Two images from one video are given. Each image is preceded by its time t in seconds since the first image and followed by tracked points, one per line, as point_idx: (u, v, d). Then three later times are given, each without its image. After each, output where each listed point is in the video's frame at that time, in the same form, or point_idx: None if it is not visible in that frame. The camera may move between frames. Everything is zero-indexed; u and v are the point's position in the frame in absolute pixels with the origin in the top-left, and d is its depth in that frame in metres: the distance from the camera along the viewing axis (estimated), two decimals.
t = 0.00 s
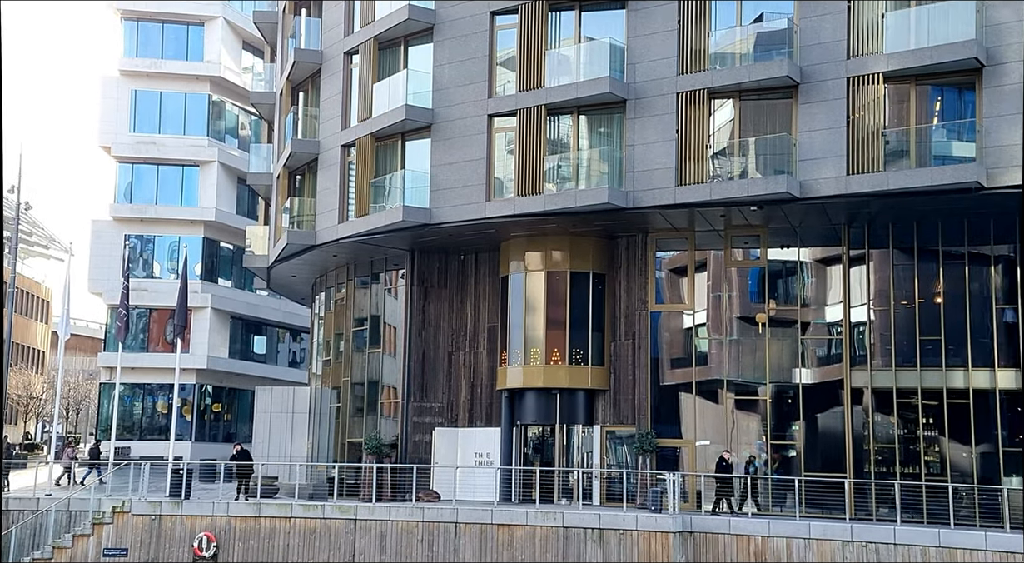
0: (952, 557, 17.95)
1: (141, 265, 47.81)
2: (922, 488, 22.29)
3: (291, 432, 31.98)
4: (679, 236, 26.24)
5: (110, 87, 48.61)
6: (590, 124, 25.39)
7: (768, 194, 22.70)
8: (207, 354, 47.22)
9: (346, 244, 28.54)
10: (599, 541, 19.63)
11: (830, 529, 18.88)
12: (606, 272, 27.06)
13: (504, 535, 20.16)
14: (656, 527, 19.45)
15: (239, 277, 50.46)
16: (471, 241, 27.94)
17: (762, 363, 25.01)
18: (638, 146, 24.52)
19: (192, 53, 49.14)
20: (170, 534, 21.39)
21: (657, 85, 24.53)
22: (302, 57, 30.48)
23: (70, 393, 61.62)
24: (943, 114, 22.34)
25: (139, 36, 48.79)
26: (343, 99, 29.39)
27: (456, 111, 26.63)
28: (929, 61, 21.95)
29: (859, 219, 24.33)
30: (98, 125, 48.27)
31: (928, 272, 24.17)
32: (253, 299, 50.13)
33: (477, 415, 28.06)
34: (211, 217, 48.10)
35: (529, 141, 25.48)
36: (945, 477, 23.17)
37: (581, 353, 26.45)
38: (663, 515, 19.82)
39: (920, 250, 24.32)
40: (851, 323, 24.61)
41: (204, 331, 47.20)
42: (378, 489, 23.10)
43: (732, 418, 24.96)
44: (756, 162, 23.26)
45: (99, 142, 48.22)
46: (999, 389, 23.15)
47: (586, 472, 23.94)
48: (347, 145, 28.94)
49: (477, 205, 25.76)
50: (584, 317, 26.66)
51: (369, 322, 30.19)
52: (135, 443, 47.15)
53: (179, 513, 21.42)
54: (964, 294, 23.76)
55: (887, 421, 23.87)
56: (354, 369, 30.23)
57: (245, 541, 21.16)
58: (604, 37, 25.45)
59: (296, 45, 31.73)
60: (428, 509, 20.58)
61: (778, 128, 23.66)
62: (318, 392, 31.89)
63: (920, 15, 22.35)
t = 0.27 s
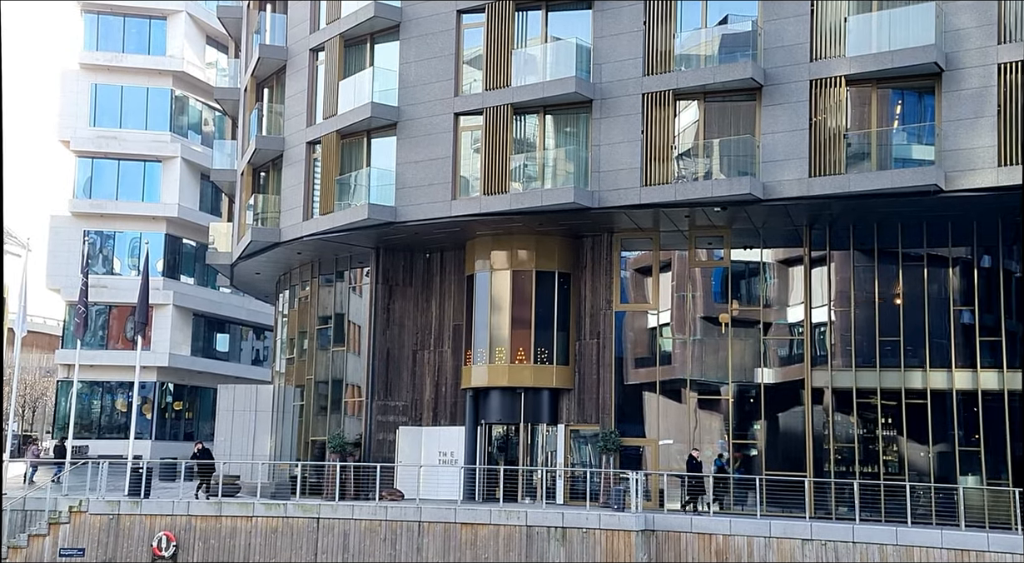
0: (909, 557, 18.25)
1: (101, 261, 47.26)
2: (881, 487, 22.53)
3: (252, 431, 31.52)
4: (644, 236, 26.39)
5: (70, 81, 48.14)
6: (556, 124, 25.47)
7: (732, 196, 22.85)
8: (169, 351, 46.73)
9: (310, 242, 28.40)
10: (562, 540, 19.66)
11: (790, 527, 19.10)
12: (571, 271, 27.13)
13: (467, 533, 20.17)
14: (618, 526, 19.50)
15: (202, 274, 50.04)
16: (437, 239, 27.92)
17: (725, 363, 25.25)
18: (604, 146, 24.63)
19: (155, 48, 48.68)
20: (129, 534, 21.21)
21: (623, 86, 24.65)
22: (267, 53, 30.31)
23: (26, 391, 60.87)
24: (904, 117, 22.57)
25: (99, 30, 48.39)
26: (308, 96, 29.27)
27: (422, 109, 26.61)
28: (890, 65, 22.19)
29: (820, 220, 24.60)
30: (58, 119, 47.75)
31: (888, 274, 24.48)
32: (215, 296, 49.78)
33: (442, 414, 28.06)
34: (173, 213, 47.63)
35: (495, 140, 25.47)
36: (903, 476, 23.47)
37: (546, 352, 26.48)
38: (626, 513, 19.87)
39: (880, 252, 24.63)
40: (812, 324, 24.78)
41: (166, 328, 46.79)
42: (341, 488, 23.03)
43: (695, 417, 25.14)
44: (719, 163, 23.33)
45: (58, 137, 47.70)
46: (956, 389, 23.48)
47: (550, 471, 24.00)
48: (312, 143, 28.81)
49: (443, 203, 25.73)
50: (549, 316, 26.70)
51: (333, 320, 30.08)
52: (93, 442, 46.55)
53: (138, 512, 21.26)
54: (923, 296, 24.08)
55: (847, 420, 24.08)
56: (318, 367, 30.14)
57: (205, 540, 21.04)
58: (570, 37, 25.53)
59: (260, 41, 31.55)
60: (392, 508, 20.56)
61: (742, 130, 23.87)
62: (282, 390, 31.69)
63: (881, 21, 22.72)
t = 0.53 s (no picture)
0: (878, 555, 18.39)
1: (70, 258, 46.87)
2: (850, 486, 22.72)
3: (224, 428, 31.34)
4: (618, 236, 26.49)
5: (39, 75, 47.51)
6: (531, 123, 25.49)
7: (705, 196, 22.95)
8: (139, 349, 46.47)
9: (282, 240, 28.26)
10: (535, 539, 19.67)
11: (761, 526, 19.21)
12: (545, 270, 27.18)
13: (439, 532, 20.15)
14: (591, 525, 19.50)
15: (174, 271, 49.72)
16: (411, 238, 27.88)
17: (698, 362, 25.34)
18: (579, 146, 24.68)
19: (126, 43, 48.35)
20: (97, 533, 21.04)
21: (598, 86, 24.71)
22: (241, 49, 30.14)
23: None
24: (875, 119, 22.76)
25: (70, 25, 47.87)
26: (282, 93, 29.14)
27: (397, 107, 26.56)
28: (861, 67, 22.34)
29: (793, 221, 24.77)
30: (27, 113, 47.15)
31: (858, 275, 24.67)
32: (188, 294, 49.63)
33: (415, 413, 28.03)
34: (143, 210, 47.27)
35: (470, 138, 25.47)
36: (872, 475, 23.65)
37: (520, 351, 26.51)
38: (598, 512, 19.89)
39: (851, 253, 24.84)
40: (784, 324, 24.87)
41: (137, 326, 46.56)
42: (313, 487, 22.95)
43: (667, 416, 25.26)
44: (693, 163, 23.48)
45: (27, 131, 47.16)
46: (924, 389, 23.71)
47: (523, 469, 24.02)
48: (286, 140, 28.68)
49: (417, 202, 25.68)
50: (523, 315, 26.71)
51: (306, 318, 29.96)
52: (61, 441, 46.15)
53: (107, 511, 21.10)
54: (893, 296, 24.31)
55: (818, 420, 24.26)
56: (290, 365, 30.00)
57: (175, 539, 20.88)
58: (545, 36, 25.57)
59: (234, 37, 31.42)
60: (364, 507, 20.53)
61: (715, 130, 23.99)
62: (254, 388, 31.55)
63: (854, 23, 22.91)
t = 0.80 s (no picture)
0: (848, 554, 18.53)
1: (40, 255, 46.21)
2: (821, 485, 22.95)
3: (197, 428, 30.49)
4: (593, 235, 26.58)
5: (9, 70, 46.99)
6: (507, 122, 25.51)
7: (680, 195, 23.01)
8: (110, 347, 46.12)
9: (256, 238, 28.11)
10: (509, 538, 19.70)
11: (733, 524, 19.28)
12: (520, 270, 27.22)
13: (413, 531, 20.12)
14: (565, 523, 19.51)
15: (146, 269, 49.31)
16: (386, 236, 27.83)
17: (672, 361, 25.44)
18: (554, 145, 24.71)
19: (97, 38, 47.96)
20: (66, 534, 20.91)
21: (573, 85, 24.77)
22: (215, 45, 29.98)
23: None
24: (847, 120, 22.91)
25: (39, 19, 47.25)
26: (257, 90, 29.01)
27: (372, 105, 26.50)
28: (834, 68, 22.48)
29: (766, 222, 24.93)
30: None
31: (830, 275, 24.84)
32: (161, 291, 49.36)
33: (389, 412, 27.97)
34: (116, 207, 47.20)
35: (445, 137, 25.46)
36: (843, 474, 23.81)
37: (494, 350, 26.51)
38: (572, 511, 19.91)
39: (823, 253, 25.00)
40: (757, 324, 25.08)
41: (108, 324, 46.28)
42: (286, 487, 22.88)
43: (641, 415, 25.35)
44: (668, 163, 23.59)
45: None
46: (895, 389, 23.91)
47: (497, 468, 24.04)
48: (260, 137, 28.55)
49: (392, 200, 25.61)
50: (497, 314, 26.72)
51: (279, 316, 29.85)
52: (30, 439, 45.37)
53: (76, 511, 20.94)
54: (864, 296, 24.48)
55: (790, 419, 24.43)
56: (264, 364, 29.89)
57: (145, 539, 20.79)
58: (521, 35, 25.60)
59: (207, 33, 31.29)
60: (338, 506, 20.48)
61: (690, 131, 24.09)
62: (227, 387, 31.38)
63: (827, 24, 23.03)
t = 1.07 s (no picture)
0: (822, 552, 18.70)
1: (10, 252, 45.72)
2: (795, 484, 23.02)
3: (171, 425, 31.53)
4: (570, 234, 26.60)
5: None
6: (484, 120, 25.49)
7: (656, 195, 23.09)
8: (83, 345, 45.89)
9: (232, 236, 27.96)
10: (485, 537, 19.70)
11: (708, 522, 19.37)
12: (498, 268, 27.17)
13: (389, 530, 20.10)
14: (541, 522, 19.53)
15: (119, 267, 48.66)
16: (362, 234, 27.75)
17: (648, 360, 25.55)
18: (531, 144, 24.72)
19: (70, 33, 47.59)
20: (36, 533, 20.57)
21: (550, 84, 24.79)
22: (190, 42, 29.81)
23: None
24: (822, 121, 23.04)
25: (12, 13, 47.12)
26: (233, 87, 28.86)
27: (349, 102, 26.41)
28: (809, 69, 22.59)
29: (741, 221, 25.05)
30: None
31: (805, 274, 24.97)
32: (134, 289, 48.84)
33: (365, 411, 27.90)
34: (88, 204, 46.66)
35: (422, 135, 25.45)
36: (817, 472, 23.96)
37: (471, 349, 26.50)
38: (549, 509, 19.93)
39: (798, 253, 25.12)
40: (733, 322, 25.17)
41: (80, 322, 45.99)
42: (261, 485, 22.81)
43: (618, 414, 25.42)
44: (644, 163, 23.69)
45: None
46: (868, 388, 24.08)
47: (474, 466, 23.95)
48: (236, 135, 28.41)
49: (369, 198, 25.54)
50: (474, 312, 26.71)
51: (255, 314, 29.69)
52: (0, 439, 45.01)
53: (47, 510, 20.67)
54: (839, 296, 24.64)
55: (765, 417, 24.56)
56: (239, 362, 29.72)
57: (118, 539, 20.62)
58: (498, 33, 25.59)
59: (183, 29, 31.13)
60: (313, 505, 20.41)
61: (667, 131, 24.15)
62: (201, 385, 31.15)
63: (802, 25, 23.14)
